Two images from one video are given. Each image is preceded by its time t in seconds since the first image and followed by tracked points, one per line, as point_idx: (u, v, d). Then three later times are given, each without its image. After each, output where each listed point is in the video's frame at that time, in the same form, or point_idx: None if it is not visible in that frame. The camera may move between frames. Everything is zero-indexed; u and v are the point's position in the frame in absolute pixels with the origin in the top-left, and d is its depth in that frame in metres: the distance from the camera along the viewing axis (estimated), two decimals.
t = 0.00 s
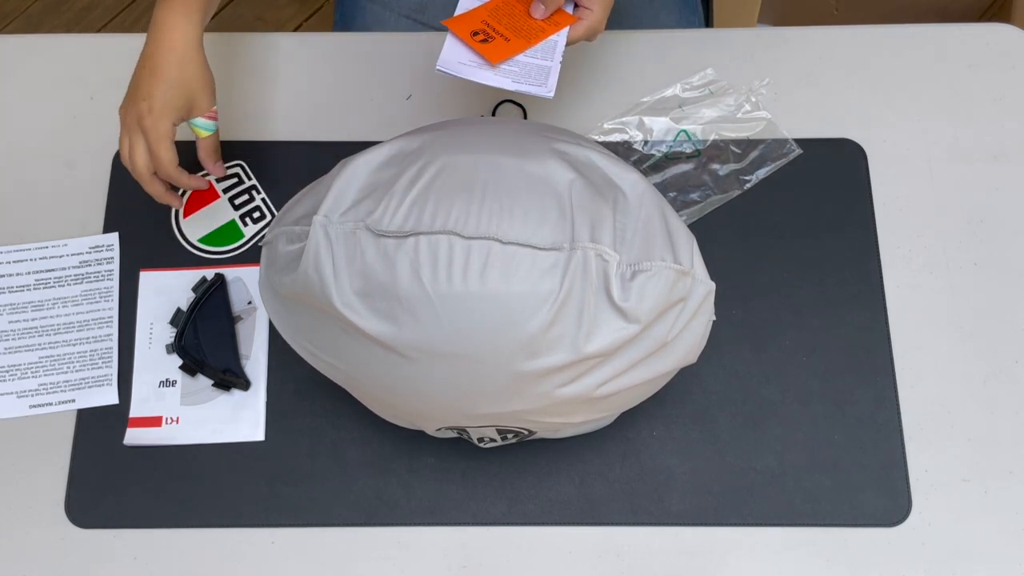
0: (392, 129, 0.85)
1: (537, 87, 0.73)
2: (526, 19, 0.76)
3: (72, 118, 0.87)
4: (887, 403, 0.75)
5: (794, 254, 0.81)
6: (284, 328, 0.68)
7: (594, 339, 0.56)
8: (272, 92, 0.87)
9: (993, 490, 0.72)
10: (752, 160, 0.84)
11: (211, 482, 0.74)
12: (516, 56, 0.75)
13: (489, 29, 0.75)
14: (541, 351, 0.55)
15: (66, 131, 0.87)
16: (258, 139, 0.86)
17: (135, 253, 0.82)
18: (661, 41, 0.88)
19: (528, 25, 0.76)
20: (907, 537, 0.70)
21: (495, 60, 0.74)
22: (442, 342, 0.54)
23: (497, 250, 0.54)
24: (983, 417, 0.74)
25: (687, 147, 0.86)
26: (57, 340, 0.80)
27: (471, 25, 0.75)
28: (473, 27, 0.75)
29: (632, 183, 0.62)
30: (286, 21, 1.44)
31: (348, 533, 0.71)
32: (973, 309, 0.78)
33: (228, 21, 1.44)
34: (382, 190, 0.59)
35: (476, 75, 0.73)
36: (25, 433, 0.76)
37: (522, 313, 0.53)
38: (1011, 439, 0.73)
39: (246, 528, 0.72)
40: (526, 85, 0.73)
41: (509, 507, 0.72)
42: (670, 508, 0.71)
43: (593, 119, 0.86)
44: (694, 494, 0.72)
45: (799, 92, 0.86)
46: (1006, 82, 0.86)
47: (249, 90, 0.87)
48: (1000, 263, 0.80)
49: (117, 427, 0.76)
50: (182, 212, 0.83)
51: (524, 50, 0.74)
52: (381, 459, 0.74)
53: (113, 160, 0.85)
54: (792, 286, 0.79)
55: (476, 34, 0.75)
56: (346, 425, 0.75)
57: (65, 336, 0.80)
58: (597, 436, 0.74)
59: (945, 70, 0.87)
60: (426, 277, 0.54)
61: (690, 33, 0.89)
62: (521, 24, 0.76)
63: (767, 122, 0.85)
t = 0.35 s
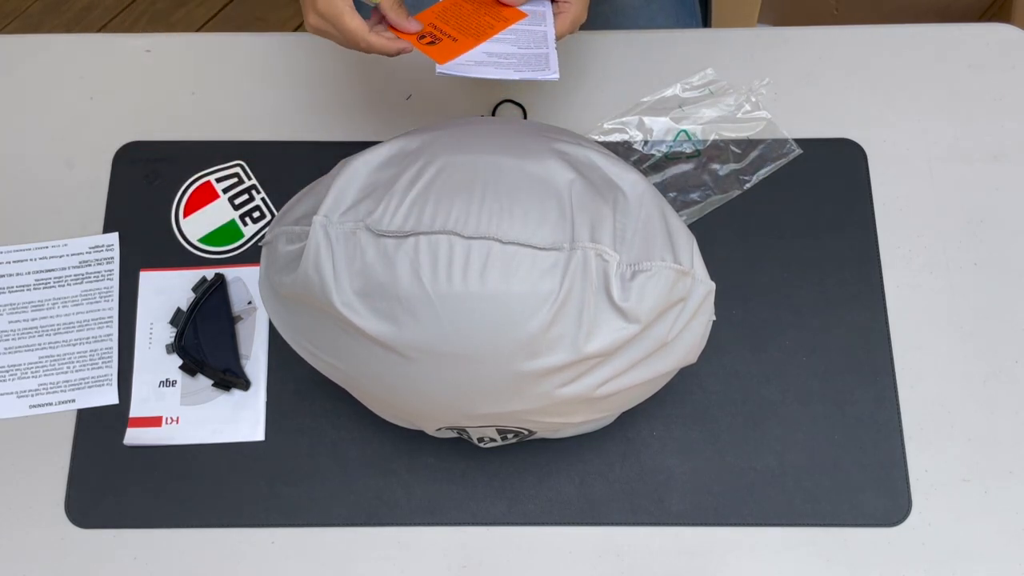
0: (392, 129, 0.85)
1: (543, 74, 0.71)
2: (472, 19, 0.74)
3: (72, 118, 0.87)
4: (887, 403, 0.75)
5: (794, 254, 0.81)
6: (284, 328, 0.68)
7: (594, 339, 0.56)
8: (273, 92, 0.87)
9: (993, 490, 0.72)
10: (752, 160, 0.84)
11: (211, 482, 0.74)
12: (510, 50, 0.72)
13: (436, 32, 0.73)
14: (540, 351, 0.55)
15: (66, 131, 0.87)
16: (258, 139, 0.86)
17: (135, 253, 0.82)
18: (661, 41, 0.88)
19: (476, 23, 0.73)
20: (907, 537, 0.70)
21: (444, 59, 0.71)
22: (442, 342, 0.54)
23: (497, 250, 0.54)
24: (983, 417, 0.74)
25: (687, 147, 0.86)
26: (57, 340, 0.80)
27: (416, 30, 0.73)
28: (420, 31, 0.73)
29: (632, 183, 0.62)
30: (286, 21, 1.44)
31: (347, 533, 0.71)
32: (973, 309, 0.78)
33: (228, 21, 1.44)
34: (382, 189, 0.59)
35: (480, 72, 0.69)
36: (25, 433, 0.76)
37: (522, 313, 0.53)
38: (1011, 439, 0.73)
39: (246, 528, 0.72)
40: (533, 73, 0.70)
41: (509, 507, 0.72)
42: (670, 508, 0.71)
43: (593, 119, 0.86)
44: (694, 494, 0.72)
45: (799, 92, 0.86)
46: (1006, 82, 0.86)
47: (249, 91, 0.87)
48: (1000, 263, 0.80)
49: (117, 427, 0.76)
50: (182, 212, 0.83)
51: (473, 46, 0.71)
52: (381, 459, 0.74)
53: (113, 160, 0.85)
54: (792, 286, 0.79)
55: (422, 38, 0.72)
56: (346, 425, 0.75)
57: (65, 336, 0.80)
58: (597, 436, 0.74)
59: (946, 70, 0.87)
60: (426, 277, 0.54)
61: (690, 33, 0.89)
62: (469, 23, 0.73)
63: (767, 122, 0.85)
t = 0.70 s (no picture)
0: (392, 129, 0.85)
1: (553, 85, 0.72)
2: None
3: (72, 118, 0.87)
4: (887, 403, 0.75)
5: (794, 254, 0.81)
6: (284, 328, 0.68)
7: (595, 339, 0.56)
8: (273, 92, 0.87)
9: (993, 490, 0.72)
10: (752, 160, 0.84)
11: (211, 482, 0.74)
12: (522, 61, 0.74)
13: None
14: (541, 351, 0.55)
15: (66, 131, 0.87)
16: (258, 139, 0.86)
17: (135, 253, 0.82)
18: (662, 40, 0.88)
19: None
20: (907, 537, 0.70)
21: None
22: (442, 342, 0.54)
23: (497, 250, 0.54)
24: (983, 417, 0.74)
25: (687, 147, 0.86)
26: (57, 340, 0.80)
27: None
28: None
29: (632, 183, 0.62)
30: (286, 21, 1.44)
31: (347, 533, 0.71)
32: (973, 309, 0.78)
33: (228, 21, 1.44)
34: (382, 189, 0.59)
35: (492, 85, 0.71)
36: (25, 433, 0.76)
37: (522, 313, 0.53)
38: (1012, 439, 0.73)
39: (246, 528, 0.72)
40: (543, 85, 0.72)
41: (509, 507, 0.72)
42: (670, 508, 0.71)
43: (593, 119, 0.86)
44: (694, 494, 0.72)
45: (799, 92, 0.86)
46: (1006, 82, 0.86)
47: (249, 91, 0.87)
48: (1000, 263, 0.80)
49: (117, 427, 0.76)
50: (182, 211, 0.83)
51: None
52: (381, 459, 0.74)
53: (113, 160, 0.85)
54: (792, 286, 0.79)
55: None
56: (346, 425, 0.75)
57: (65, 336, 0.80)
58: (597, 436, 0.74)
59: (946, 70, 0.87)
60: (426, 277, 0.54)
61: (690, 33, 0.89)
62: None
63: (767, 122, 0.85)
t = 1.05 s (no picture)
0: (392, 129, 0.86)
1: (543, 91, 0.72)
2: None
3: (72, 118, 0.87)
4: (887, 403, 0.75)
5: (794, 254, 0.81)
6: (284, 328, 0.68)
7: (595, 339, 0.56)
8: (273, 93, 0.87)
9: (993, 490, 0.72)
10: (752, 160, 0.84)
11: (211, 482, 0.74)
12: (515, 64, 0.74)
13: None
14: (541, 351, 0.55)
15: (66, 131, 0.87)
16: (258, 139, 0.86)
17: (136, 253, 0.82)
18: (662, 40, 0.88)
19: None
20: (907, 537, 0.70)
21: None
22: (442, 342, 0.54)
23: (497, 250, 0.54)
24: (983, 417, 0.74)
25: (687, 147, 0.86)
26: (57, 340, 0.80)
27: None
28: None
29: (632, 183, 0.62)
30: (286, 21, 1.45)
31: (347, 533, 0.72)
32: (973, 309, 0.78)
33: (228, 22, 1.44)
34: (382, 189, 0.59)
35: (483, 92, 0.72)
36: (25, 433, 0.76)
37: (522, 313, 0.53)
38: (1012, 439, 0.73)
39: (246, 528, 0.72)
40: (533, 90, 0.72)
41: (509, 507, 0.72)
42: (670, 508, 0.71)
43: (593, 119, 0.86)
44: (694, 493, 0.72)
45: (799, 92, 0.86)
46: (1006, 82, 0.86)
47: (248, 91, 0.87)
48: (1000, 263, 0.80)
49: (118, 428, 0.76)
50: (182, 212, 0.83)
51: None
52: (381, 459, 0.74)
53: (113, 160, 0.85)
54: (791, 286, 0.79)
55: None
56: (345, 425, 0.75)
57: (65, 336, 0.80)
58: (596, 436, 0.74)
59: (946, 70, 0.87)
60: (426, 277, 0.54)
61: (690, 33, 0.89)
62: None
63: (767, 122, 0.85)
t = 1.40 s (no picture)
0: (392, 129, 0.86)
1: (524, 66, 0.72)
2: None
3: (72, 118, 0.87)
4: (887, 403, 0.75)
5: (794, 254, 0.81)
6: (284, 328, 0.68)
7: (595, 339, 0.56)
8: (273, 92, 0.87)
9: (993, 490, 0.72)
10: (752, 160, 0.84)
11: (211, 483, 0.74)
12: (491, 40, 0.73)
13: None
14: (541, 351, 0.55)
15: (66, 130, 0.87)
16: (258, 139, 0.86)
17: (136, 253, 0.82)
18: (662, 40, 0.88)
19: None
20: (907, 537, 0.70)
21: None
22: (442, 342, 0.54)
23: (497, 250, 0.54)
24: (983, 417, 0.74)
25: (687, 147, 0.86)
26: (57, 340, 0.80)
27: None
28: None
29: (632, 183, 0.62)
30: (286, 21, 1.45)
31: (347, 533, 0.72)
32: (973, 309, 0.78)
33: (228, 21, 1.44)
34: (382, 189, 0.59)
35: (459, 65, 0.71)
36: (25, 433, 0.76)
37: (522, 313, 0.53)
38: (1012, 440, 0.73)
39: (246, 528, 0.72)
40: (512, 65, 0.72)
41: (509, 507, 0.72)
42: (670, 508, 0.71)
43: (593, 119, 0.86)
44: (694, 493, 0.72)
45: (799, 92, 0.86)
46: (1006, 81, 0.86)
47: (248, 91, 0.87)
48: (1000, 263, 0.80)
49: (117, 427, 0.76)
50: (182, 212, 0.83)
51: None
52: (381, 459, 0.74)
53: (113, 160, 0.85)
54: (791, 286, 0.79)
55: None
56: (345, 425, 0.75)
57: (65, 336, 0.80)
58: (597, 436, 0.74)
59: (945, 70, 0.87)
60: (426, 277, 0.54)
61: (690, 33, 0.88)
62: None
63: (767, 122, 0.85)
